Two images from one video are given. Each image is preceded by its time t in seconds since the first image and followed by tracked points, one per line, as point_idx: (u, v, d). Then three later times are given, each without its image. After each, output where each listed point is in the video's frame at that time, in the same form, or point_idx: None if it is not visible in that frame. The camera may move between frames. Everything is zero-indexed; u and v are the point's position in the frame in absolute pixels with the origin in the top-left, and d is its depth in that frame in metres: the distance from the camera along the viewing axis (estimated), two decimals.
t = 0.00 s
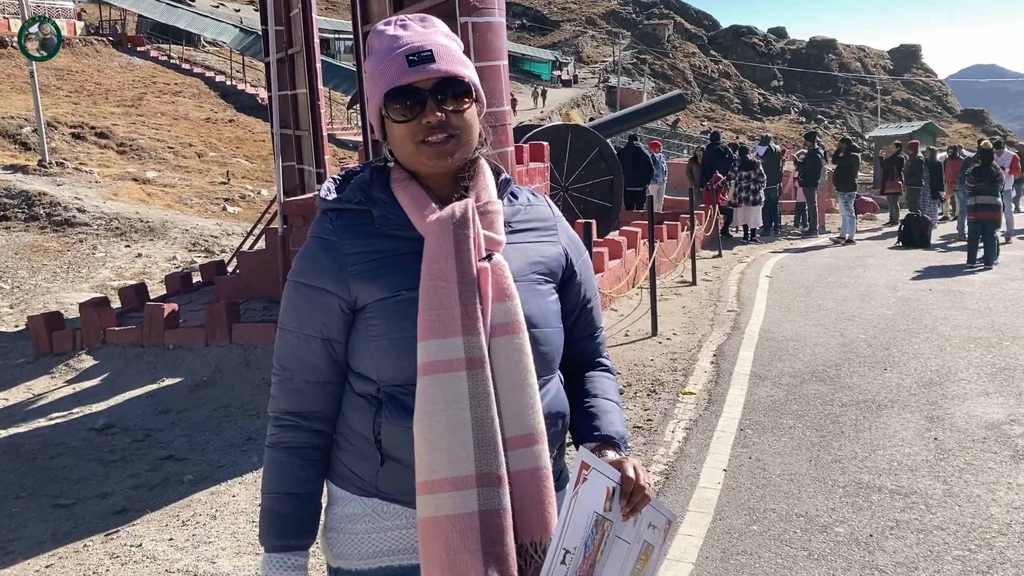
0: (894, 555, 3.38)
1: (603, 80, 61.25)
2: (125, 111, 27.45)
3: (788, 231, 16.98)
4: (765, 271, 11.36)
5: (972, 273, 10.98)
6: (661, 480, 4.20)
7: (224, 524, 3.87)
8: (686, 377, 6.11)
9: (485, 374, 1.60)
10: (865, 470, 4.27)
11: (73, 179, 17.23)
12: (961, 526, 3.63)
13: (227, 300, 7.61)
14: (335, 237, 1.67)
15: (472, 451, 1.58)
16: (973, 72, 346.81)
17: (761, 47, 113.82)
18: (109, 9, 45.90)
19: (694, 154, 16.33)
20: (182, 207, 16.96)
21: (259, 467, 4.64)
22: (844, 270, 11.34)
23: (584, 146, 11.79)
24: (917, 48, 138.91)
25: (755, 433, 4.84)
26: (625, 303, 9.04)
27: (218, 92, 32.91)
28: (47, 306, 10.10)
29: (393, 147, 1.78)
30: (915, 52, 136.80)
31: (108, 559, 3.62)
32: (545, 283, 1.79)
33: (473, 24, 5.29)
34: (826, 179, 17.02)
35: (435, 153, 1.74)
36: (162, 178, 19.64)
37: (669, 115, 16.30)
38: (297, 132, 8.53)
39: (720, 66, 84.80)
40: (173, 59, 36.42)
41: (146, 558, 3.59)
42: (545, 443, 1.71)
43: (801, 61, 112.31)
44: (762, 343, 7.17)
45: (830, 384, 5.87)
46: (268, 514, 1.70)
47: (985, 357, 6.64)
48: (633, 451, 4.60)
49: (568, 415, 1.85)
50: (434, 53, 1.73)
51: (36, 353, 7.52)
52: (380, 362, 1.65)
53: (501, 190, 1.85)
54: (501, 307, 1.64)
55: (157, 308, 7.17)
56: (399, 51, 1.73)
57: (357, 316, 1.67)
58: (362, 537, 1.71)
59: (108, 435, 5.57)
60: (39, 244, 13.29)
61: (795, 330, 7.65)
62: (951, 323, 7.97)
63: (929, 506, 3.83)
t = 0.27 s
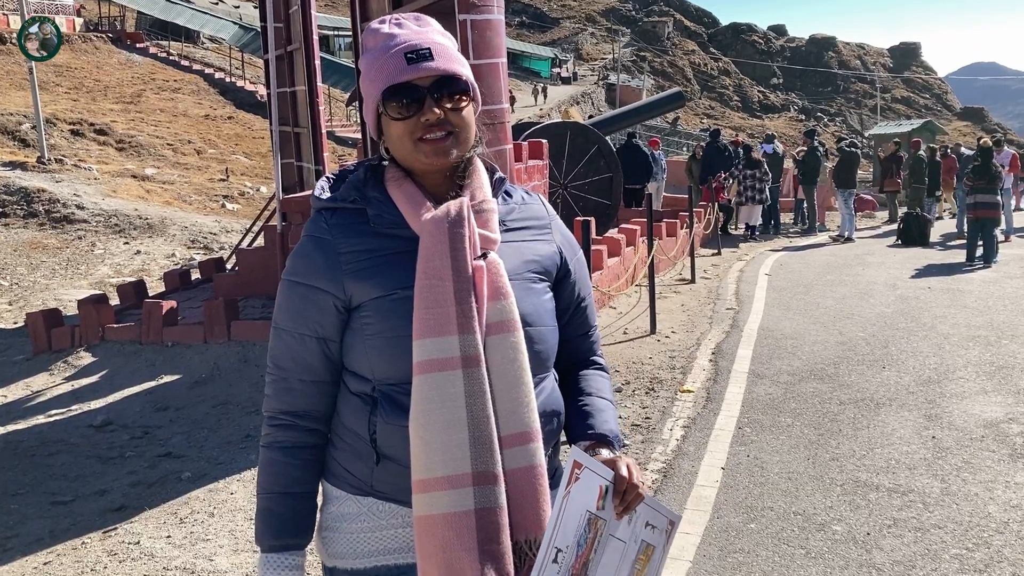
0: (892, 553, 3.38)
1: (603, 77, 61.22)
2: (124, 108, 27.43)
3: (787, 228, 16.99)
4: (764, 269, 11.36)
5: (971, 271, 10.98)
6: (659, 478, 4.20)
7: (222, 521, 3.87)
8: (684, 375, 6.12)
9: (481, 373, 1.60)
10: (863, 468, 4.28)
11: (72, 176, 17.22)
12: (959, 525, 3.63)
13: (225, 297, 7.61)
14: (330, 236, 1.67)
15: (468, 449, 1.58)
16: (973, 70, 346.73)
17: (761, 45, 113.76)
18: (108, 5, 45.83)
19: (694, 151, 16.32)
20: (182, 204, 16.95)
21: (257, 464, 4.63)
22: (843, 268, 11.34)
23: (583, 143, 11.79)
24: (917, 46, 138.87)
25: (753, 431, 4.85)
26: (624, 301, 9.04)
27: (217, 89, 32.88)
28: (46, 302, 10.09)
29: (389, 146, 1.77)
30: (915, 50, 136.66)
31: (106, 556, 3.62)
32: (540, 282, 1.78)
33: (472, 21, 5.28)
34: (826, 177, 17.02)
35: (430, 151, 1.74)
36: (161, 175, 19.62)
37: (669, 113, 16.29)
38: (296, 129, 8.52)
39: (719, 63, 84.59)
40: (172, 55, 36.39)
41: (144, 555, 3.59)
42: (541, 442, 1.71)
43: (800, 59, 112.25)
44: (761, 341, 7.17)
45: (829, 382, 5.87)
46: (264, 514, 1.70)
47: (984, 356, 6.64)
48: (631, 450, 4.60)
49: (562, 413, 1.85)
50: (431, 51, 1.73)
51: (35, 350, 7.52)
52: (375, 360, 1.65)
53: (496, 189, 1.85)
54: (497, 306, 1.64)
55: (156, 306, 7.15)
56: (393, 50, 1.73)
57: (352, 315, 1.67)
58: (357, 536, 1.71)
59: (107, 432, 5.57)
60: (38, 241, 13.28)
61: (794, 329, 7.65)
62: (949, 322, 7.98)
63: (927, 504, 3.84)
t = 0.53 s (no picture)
0: (889, 552, 3.39)
1: (603, 75, 61.17)
2: (123, 105, 27.42)
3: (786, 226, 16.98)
4: (764, 267, 11.35)
5: (970, 269, 10.98)
6: (657, 476, 4.19)
7: (220, 519, 3.87)
8: (683, 373, 6.12)
9: (473, 373, 1.60)
10: (861, 466, 4.28)
11: (72, 174, 17.22)
12: (957, 523, 3.63)
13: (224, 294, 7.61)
14: (323, 236, 1.67)
15: (460, 449, 1.58)
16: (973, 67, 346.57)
17: (761, 43, 113.74)
18: (107, 3, 45.79)
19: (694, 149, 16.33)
20: (181, 202, 16.95)
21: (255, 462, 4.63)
22: (843, 266, 11.34)
23: (583, 141, 11.77)
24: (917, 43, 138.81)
25: (752, 429, 4.85)
26: (623, 299, 9.05)
27: (217, 87, 32.86)
28: (45, 301, 10.09)
29: (381, 145, 1.78)
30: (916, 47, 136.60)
31: (104, 554, 3.62)
32: (533, 281, 1.78)
33: (470, 19, 5.27)
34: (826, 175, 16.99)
35: (423, 150, 1.73)
36: (161, 173, 19.62)
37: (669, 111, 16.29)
38: (294, 127, 8.51)
39: (719, 61, 84.51)
40: (172, 53, 36.36)
41: (142, 553, 3.59)
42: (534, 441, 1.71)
43: (800, 56, 112.20)
44: (760, 339, 7.17)
45: (827, 380, 5.88)
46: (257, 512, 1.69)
47: (982, 354, 6.65)
48: (630, 448, 4.60)
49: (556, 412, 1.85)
50: (423, 50, 1.73)
51: (34, 348, 7.52)
52: (368, 360, 1.65)
53: (488, 188, 1.84)
54: (489, 306, 1.64)
55: (154, 304, 7.18)
56: (385, 50, 1.73)
57: (344, 315, 1.67)
58: (352, 537, 1.71)
59: (105, 430, 5.57)
60: (37, 239, 13.28)
61: (793, 327, 7.65)
62: (948, 320, 7.98)
63: (925, 503, 3.84)
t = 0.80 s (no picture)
0: (887, 550, 3.38)
1: (603, 73, 61.12)
2: (123, 104, 27.40)
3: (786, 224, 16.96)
4: (763, 265, 11.35)
5: (970, 267, 10.97)
6: (655, 475, 4.18)
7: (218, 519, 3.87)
8: (682, 372, 6.11)
9: (459, 374, 1.59)
10: (860, 465, 4.28)
11: (71, 173, 17.21)
12: (955, 522, 3.63)
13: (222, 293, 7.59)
14: (311, 234, 1.67)
15: (446, 451, 1.57)
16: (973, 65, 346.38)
17: (761, 41, 113.71)
18: (106, 2, 45.76)
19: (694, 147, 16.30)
20: (181, 201, 16.93)
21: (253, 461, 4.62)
22: (842, 264, 11.33)
23: (582, 139, 11.75)
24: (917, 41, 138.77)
25: (750, 428, 4.84)
26: (622, 297, 9.04)
27: (216, 86, 32.84)
28: (44, 300, 10.08)
29: (371, 144, 1.78)
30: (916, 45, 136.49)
31: (102, 554, 3.62)
32: (522, 279, 1.79)
33: (468, 18, 5.26)
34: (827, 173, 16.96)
35: (413, 150, 1.73)
36: (160, 172, 19.61)
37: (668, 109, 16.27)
38: (293, 126, 8.50)
39: (719, 59, 84.44)
40: (172, 52, 36.35)
41: (140, 553, 3.59)
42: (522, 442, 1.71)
43: (800, 54, 112.15)
44: (759, 337, 7.16)
45: (826, 379, 5.87)
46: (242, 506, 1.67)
47: (982, 352, 6.64)
48: (628, 447, 4.59)
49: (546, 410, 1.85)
50: (416, 50, 1.72)
51: (33, 347, 7.51)
52: (355, 361, 1.66)
53: (477, 184, 1.84)
54: (475, 306, 1.64)
55: (153, 303, 7.19)
56: (376, 48, 1.72)
57: (332, 313, 1.68)
58: (339, 535, 1.71)
59: (104, 430, 5.56)
60: (37, 238, 13.28)
61: (792, 325, 7.65)
62: (948, 318, 7.97)
63: (924, 501, 3.83)
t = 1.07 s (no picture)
0: (884, 549, 3.38)
1: (602, 72, 61.13)
2: (121, 105, 27.39)
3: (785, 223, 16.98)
4: (762, 264, 11.35)
5: (968, 265, 10.98)
6: (652, 475, 4.18)
7: (215, 519, 3.87)
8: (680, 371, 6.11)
9: (461, 378, 1.59)
10: (857, 464, 4.28)
11: (69, 174, 17.20)
12: (953, 520, 3.63)
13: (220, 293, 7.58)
14: (304, 233, 1.66)
15: (448, 455, 1.57)
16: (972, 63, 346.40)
17: (760, 39, 113.72)
18: (104, 3, 45.72)
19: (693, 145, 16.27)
20: (179, 201, 16.92)
21: (249, 461, 4.61)
22: (841, 263, 11.33)
23: (580, 139, 11.72)
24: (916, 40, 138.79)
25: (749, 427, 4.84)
26: (620, 297, 9.04)
27: (215, 86, 32.83)
28: (42, 301, 10.08)
29: (367, 143, 1.77)
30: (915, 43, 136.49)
31: (99, 555, 3.62)
32: (520, 279, 1.79)
33: (464, 17, 5.24)
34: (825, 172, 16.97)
35: (410, 149, 1.73)
36: (159, 172, 19.60)
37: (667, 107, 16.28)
38: (291, 126, 8.49)
39: (718, 58, 84.46)
40: (170, 52, 36.33)
41: (137, 554, 3.58)
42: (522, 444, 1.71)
43: (799, 53, 112.14)
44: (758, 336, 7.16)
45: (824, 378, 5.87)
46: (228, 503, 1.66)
47: (980, 350, 6.64)
48: (626, 447, 4.59)
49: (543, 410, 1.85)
50: (412, 48, 1.72)
51: (31, 348, 7.51)
52: (352, 363, 1.65)
53: (474, 184, 1.84)
54: (476, 309, 1.64)
55: (151, 304, 7.19)
56: (374, 46, 1.71)
57: (325, 314, 1.67)
58: (335, 537, 1.70)
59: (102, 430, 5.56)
60: (35, 239, 13.27)
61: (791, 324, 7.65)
62: (946, 316, 7.97)
63: (921, 500, 3.83)
